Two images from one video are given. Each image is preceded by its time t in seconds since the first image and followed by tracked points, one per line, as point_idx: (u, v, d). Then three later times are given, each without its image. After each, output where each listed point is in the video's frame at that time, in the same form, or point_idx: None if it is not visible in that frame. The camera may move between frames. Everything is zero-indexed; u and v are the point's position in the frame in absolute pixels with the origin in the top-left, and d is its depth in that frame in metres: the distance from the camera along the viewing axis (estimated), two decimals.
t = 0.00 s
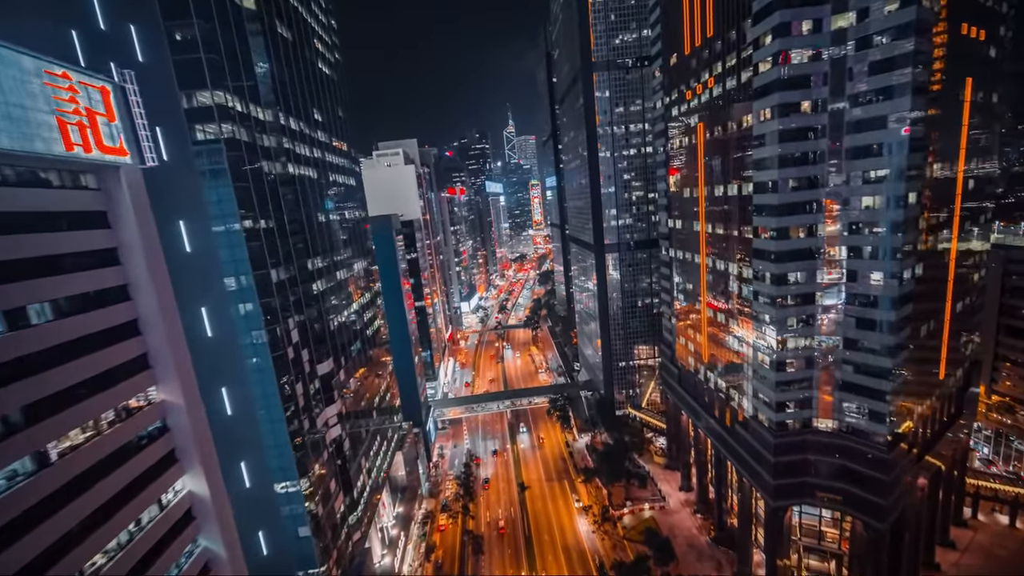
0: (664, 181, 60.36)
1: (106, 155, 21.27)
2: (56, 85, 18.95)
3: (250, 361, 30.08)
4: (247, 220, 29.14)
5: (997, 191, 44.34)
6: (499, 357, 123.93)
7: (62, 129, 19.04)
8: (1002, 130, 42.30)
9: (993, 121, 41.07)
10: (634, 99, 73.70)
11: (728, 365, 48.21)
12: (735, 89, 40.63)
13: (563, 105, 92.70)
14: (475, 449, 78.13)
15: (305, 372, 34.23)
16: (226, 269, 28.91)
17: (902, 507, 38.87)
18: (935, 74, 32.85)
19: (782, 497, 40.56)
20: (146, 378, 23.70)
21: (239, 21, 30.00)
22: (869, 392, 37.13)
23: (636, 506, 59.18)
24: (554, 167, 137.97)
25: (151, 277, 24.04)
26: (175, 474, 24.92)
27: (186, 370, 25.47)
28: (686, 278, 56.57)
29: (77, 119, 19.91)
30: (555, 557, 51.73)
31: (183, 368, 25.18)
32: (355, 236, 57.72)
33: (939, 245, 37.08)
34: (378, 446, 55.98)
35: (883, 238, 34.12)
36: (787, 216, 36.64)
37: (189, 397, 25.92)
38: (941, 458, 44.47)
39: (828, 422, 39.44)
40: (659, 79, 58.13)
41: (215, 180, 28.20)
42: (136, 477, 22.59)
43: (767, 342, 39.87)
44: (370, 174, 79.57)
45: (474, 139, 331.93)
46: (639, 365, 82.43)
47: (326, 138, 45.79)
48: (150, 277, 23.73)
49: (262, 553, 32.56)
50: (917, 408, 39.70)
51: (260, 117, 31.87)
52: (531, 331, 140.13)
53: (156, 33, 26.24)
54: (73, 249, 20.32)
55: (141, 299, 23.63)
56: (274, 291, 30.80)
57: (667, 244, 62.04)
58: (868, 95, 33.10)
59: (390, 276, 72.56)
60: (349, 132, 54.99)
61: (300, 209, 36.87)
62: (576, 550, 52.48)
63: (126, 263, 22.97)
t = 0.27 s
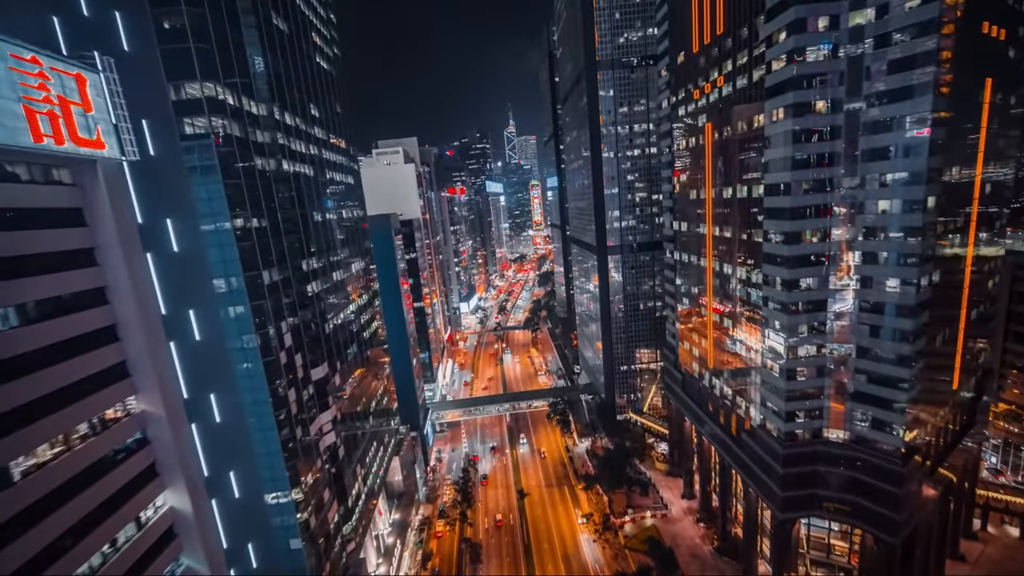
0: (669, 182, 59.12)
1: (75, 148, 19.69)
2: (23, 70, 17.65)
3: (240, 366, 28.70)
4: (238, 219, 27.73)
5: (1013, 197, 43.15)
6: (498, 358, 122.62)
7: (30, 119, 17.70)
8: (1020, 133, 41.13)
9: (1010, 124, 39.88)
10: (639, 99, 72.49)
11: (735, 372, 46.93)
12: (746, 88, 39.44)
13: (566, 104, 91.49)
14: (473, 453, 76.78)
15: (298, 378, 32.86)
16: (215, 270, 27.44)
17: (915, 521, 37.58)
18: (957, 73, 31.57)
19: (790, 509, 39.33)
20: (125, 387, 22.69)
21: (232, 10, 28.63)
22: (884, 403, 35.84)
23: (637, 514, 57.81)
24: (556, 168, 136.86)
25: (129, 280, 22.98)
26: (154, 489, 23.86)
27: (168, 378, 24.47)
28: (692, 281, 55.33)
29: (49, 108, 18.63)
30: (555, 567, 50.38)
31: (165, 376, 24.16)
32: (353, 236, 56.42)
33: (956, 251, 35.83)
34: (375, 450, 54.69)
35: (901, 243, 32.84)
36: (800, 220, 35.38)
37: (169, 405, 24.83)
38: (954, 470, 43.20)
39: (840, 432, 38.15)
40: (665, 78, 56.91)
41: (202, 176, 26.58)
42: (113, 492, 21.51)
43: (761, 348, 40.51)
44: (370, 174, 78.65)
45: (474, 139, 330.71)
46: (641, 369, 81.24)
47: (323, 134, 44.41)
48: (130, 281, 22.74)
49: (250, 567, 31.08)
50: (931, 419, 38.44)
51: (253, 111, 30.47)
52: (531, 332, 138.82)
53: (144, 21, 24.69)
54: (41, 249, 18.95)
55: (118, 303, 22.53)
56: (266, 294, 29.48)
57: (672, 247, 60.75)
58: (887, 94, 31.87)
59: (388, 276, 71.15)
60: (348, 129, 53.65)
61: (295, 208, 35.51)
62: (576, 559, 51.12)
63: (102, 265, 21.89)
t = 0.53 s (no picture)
0: (674, 183, 58.07)
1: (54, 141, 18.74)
2: None
3: (231, 371, 27.51)
4: (229, 219, 26.57)
5: None
6: (498, 360, 121.49)
7: None
8: None
9: None
10: (643, 99, 71.42)
11: (741, 378, 45.85)
12: (755, 87, 38.40)
13: (569, 104, 90.44)
14: (472, 457, 75.70)
15: (292, 383, 31.74)
16: (205, 270, 26.28)
17: (927, 535, 36.45)
18: (977, 72, 30.47)
19: (797, 519, 38.27)
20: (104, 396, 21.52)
21: None
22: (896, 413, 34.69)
23: (638, 520, 56.65)
24: (557, 168, 135.77)
25: (108, 281, 21.85)
26: (135, 505, 22.62)
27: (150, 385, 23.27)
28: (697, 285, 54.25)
29: (19, 97, 17.35)
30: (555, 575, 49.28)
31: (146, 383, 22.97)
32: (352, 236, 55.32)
33: (973, 256, 34.70)
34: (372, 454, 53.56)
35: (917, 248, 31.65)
36: (812, 223, 34.33)
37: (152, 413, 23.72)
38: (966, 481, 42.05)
39: (850, 442, 37.00)
40: (671, 77, 55.88)
41: (191, 173, 25.39)
42: (90, 507, 20.36)
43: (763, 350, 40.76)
44: (370, 173, 77.24)
45: (475, 139, 329.65)
46: (643, 373, 80.22)
47: (321, 131, 43.30)
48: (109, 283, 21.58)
49: None
50: (944, 429, 37.28)
51: (247, 105, 29.29)
52: (531, 334, 137.67)
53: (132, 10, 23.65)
54: (13, 248, 17.80)
55: (97, 305, 21.42)
56: (259, 296, 28.37)
57: (677, 249, 59.73)
58: (903, 94, 30.80)
59: (387, 276, 70.03)
60: (347, 126, 52.51)
61: (291, 206, 34.38)
62: (576, 567, 49.96)
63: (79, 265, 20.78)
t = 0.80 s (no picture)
0: (680, 184, 56.80)
1: (31, 131, 17.52)
2: None
3: (217, 377, 26.36)
4: (218, 216, 25.33)
5: None
6: (497, 361, 120.05)
7: None
8: None
9: None
10: (647, 98, 70.14)
11: (749, 385, 44.61)
12: (768, 86, 37.15)
13: (572, 103, 89.08)
14: (470, 461, 74.34)
15: (284, 389, 30.40)
16: (192, 271, 25.10)
17: (942, 551, 35.12)
18: (1003, 71, 29.16)
19: (806, 533, 36.95)
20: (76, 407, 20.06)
21: None
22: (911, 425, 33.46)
23: (640, 529, 55.30)
24: (558, 169, 134.43)
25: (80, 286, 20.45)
26: (110, 523, 21.11)
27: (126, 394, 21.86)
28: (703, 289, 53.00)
29: None
30: None
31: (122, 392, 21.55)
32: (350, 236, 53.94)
33: (993, 263, 33.45)
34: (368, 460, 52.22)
35: (938, 254, 30.48)
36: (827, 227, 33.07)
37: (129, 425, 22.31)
38: (980, 494, 40.75)
39: (862, 454, 35.76)
40: (677, 75, 54.60)
41: (178, 169, 24.23)
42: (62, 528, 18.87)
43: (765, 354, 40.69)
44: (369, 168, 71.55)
45: (475, 138, 328.50)
46: (644, 377, 78.99)
47: (317, 127, 41.92)
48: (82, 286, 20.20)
49: None
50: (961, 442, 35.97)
51: (239, 98, 27.98)
52: (530, 335, 136.24)
53: None
54: None
55: (66, 311, 19.97)
56: (249, 298, 27.04)
57: (682, 252, 58.46)
58: (925, 94, 29.54)
59: (385, 276, 68.71)
60: (345, 123, 51.16)
61: (284, 204, 33.03)
62: None
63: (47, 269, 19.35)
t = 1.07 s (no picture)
0: (685, 186, 55.56)
1: None
2: None
3: (203, 385, 24.95)
4: (207, 214, 24.00)
5: None
6: (496, 363, 118.71)
7: None
8: None
9: None
10: (652, 97, 68.88)
11: (756, 393, 43.43)
12: (781, 85, 35.95)
13: (574, 102, 87.77)
14: (468, 465, 73.01)
15: (275, 396, 29.12)
16: (177, 272, 23.65)
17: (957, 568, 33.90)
18: None
19: (815, 548, 35.73)
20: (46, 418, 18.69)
21: None
22: (927, 438, 32.28)
23: (641, 538, 54.02)
24: (559, 169, 133.06)
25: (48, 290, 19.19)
26: (82, 544, 19.73)
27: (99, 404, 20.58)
28: (708, 293, 51.80)
29: None
30: None
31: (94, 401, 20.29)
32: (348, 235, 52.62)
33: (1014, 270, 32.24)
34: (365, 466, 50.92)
35: (959, 261, 29.38)
36: (842, 231, 31.85)
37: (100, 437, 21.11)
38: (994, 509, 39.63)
39: (874, 466, 34.59)
40: (684, 74, 53.35)
41: (165, 164, 22.70)
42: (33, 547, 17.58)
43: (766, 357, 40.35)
44: (369, 167, 75.76)
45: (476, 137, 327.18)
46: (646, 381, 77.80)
47: (313, 122, 40.56)
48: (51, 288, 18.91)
49: None
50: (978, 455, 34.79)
51: (229, 90, 26.61)
52: (530, 337, 134.90)
53: None
54: None
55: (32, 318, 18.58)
56: (238, 300, 25.77)
57: (686, 255, 57.21)
58: (947, 93, 28.32)
59: (383, 276, 67.39)
60: (343, 119, 49.85)
61: (277, 202, 31.70)
62: None
63: (13, 273, 17.90)
